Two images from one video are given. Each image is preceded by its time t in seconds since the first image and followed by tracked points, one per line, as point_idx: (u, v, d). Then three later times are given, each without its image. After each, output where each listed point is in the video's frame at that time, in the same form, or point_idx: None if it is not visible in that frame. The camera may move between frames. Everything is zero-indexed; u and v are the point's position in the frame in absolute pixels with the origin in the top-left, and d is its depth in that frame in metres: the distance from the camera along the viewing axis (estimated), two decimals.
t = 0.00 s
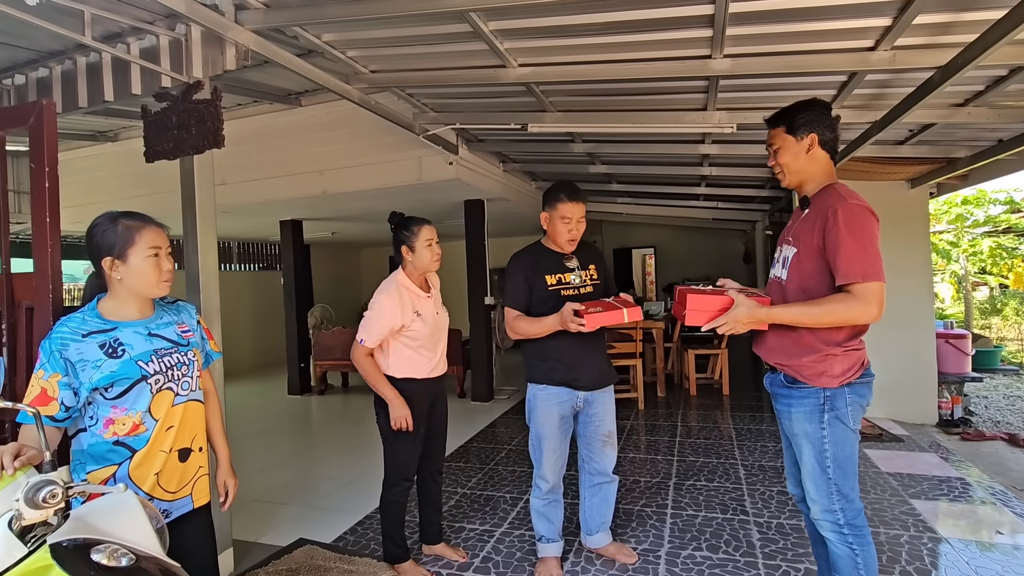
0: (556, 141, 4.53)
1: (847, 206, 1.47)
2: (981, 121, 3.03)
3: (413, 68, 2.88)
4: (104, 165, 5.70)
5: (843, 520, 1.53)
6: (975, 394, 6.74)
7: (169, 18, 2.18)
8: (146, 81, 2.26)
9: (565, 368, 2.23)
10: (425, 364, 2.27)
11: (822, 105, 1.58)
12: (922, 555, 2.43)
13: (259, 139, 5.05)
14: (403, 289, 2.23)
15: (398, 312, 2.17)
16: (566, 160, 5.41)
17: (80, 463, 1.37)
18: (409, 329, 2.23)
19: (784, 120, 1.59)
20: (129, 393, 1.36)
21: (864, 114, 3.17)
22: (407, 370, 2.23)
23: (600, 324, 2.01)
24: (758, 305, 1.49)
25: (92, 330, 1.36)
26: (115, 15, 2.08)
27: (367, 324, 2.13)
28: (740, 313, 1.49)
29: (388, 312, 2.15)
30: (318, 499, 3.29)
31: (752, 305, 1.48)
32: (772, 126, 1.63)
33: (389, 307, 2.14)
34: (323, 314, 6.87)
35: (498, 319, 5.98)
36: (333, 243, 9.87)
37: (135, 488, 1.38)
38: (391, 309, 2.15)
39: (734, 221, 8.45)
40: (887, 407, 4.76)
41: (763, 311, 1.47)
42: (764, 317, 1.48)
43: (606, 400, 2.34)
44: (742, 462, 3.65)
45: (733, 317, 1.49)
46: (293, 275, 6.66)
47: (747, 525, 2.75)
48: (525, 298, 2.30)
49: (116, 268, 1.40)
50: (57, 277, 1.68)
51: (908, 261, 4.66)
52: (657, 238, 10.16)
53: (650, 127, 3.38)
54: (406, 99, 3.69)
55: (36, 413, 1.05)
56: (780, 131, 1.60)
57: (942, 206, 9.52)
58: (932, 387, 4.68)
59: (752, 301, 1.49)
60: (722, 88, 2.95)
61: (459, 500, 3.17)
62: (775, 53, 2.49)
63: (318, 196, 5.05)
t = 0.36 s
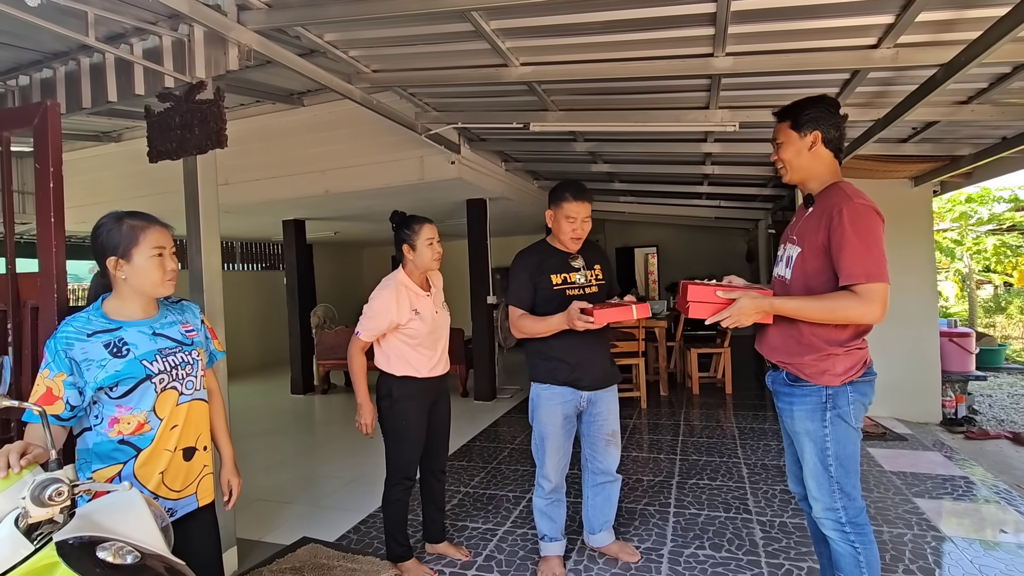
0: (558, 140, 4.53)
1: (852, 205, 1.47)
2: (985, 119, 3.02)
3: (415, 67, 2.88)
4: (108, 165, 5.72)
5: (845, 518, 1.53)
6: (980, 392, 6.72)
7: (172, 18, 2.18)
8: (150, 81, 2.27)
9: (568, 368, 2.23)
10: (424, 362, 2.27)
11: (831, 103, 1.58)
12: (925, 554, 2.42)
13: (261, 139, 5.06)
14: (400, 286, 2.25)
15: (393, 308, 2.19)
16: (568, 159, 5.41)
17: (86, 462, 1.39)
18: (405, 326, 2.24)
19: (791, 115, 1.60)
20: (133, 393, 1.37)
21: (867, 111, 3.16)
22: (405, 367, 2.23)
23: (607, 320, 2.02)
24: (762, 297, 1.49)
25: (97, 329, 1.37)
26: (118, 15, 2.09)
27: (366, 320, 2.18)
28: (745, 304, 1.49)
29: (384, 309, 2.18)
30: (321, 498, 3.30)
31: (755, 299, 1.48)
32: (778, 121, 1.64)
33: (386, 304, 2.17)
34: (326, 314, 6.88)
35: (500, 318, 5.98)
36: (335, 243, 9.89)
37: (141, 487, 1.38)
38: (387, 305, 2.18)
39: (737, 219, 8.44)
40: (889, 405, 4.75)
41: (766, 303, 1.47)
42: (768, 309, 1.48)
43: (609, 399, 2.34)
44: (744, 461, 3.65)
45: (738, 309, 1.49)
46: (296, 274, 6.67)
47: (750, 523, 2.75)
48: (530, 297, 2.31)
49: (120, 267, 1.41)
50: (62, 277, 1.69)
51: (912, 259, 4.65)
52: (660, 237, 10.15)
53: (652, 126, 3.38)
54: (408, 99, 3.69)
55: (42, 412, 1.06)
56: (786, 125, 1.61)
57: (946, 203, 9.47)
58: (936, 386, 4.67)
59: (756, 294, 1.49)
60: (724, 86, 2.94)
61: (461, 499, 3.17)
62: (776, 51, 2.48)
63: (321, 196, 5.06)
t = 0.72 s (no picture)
0: (559, 139, 4.53)
1: (851, 205, 1.47)
2: (987, 117, 3.02)
3: (417, 68, 2.89)
4: (110, 166, 5.74)
5: (847, 517, 1.53)
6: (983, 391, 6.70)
7: (174, 19, 2.19)
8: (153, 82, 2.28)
9: (572, 368, 2.24)
10: (424, 358, 2.26)
11: (833, 101, 1.58)
12: (928, 553, 2.42)
13: (263, 140, 5.07)
14: (398, 283, 2.27)
15: (389, 304, 2.22)
16: (569, 159, 5.41)
17: (90, 462, 1.39)
18: (404, 323, 2.24)
19: (792, 111, 1.61)
20: (137, 393, 1.38)
21: (868, 110, 3.16)
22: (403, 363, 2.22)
23: (610, 322, 2.00)
24: (768, 303, 1.48)
25: (101, 330, 1.38)
26: (121, 17, 2.10)
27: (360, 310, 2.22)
28: (751, 313, 1.47)
29: (381, 302, 2.22)
30: (324, 498, 3.30)
31: (761, 306, 1.47)
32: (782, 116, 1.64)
33: (381, 298, 2.21)
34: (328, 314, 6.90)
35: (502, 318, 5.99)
36: (337, 243, 9.91)
37: (145, 487, 1.39)
38: (384, 299, 2.21)
39: (739, 219, 8.43)
40: (892, 405, 4.74)
41: (773, 310, 1.46)
42: (774, 314, 1.47)
43: (613, 399, 2.34)
44: (746, 460, 3.65)
45: (745, 319, 1.47)
46: (298, 275, 6.68)
47: (752, 523, 2.75)
48: (535, 295, 2.31)
49: (125, 268, 1.42)
50: (66, 278, 1.70)
51: (914, 258, 4.64)
52: (661, 236, 10.14)
53: (654, 125, 3.38)
54: (409, 99, 3.69)
55: (47, 413, 1.07)
56: (787, 122, 1.62)
57: (948, 202, 9.42)
58: (938, 385, 4.66)
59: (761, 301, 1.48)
60: (726, 86, 2.95)
61: (463, 498, 3.18)
62: (778, 51, 2.49)
63: (323, 196, 5.07)
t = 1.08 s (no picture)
0: (559, 138, 4.53)
1: (847, 202, 1.47)
2: (987, 116, 3.02)
3: (416, 66, 2.89)
4: (110, 165, 5.74)
5: (847, 515, 1.53)
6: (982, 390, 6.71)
7: (174, 18, 2.19)
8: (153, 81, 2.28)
9: (573, 366, 2.24)
10: (423, 354, 2.27)
11: (830, 100, 1.58)
12: (927, 552, 2.43)
13: (263, 139, 5.07)
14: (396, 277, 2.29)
15: (385, 297, 2.24)
16: (569, 158, 5.41)
17: (90, 460, 1.39)
18: (401, 317, 2.26)
19: (788, 111, 1.61)
20: (137, 392, 1.38)
21: (868, 109, 3.17)
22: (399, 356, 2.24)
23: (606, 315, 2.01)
24: (767, 305, 1.48)
25: (101, 328, 1.38)
26: (121, 16, 2.10)
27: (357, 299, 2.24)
28: (750, 315, 1.47)
29: (378, 295, 2.25)
30: (324, 496, 3.31)
31: (760, 308, 1.47)
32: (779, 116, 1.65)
33: (376, 289, 2.24)
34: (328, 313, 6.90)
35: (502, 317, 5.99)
36: (337, 242, 9.91)
37: (144, 485, 1.39)
38: (382, 293, 2.24)
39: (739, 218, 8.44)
40: (891, 403, 4.75)
41: (772, 312, 1.46)
42: (774, 316, 1.47)
43: (615, 398, 2.34)
44: (745, 459, 3.65)
45: (744, 321, 1.48)
46: (297, 273, 6.68)
47: (751, 521, 2.75)
48: (539, 294, 2.32)
49: (125, 267, 1.42)
50: (66, 276, 1.70)
51: (914, 257, 4.64)
52: (661, 235, 10.14)
53: (653, 124, 3.38)
54: (409, 98, 3.70)
55: (48, 410, 1.07)
56: (783, 121, 1.62)
57: (947, 201, 9.42)
58: (938, 384, 4.67)
59: (760, 303, 1.48)
60: (725, 85, 2.95)
61: (463, 496, 3.18)
62: (777, 50, 2.49)
63: (323, 195, 5.07)
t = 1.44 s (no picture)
0: (559, 137, 4.53)
1: (846, 200, 1.47)
2: (986, 115, 3.03)
3: (416, 65, 2.88)
4: (110, 163, 5.73)
5: (846, 514, 1.54)
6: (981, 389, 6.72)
7: (174, 16, 2.19)
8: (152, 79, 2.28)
9: (575, 364, 2.25)
10: (421, 349, 2.26)
11: (829, 99, 1.59)
12: (926, 550, 2.43)
13: (262, 137, 5.06)
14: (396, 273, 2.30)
15: (385, 290, 2.26)
16: (569, 156, 5.41)
17: (91, 458, 1.40)
18: (400, 311, 2.26)
19: (789, 109, 1.61)
20: (137, 389, 1.38)
21: (868, 108, 3.17)
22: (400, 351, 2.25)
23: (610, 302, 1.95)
24: (768, 306, 1.47)
25: (101, 326, 1.38)
26: (121, 13, 2.10)
27: (359, 289, 2.24)
28: (752, 317, 1.47)
29: (378, 287, 2.26)
30: (323, 494, 3.31)
31: (761, 309, 1.47)
32: (779, 114, 1.65)
33: (376, 281, 2.25)
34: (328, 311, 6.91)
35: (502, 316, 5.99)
36: (336, 240, 9.91)
37: (145, 482, 1.39)
38: (383, 287, 2.25)
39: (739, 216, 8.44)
40: (891, 402, 4.75)
41: (773, 313, 1.46)
42: (776, 317, 1.47)
43: (619, 396, 2.34)
44: (745, 457, 3.66)
45: (746, 322, 1.47)
46: (297, 272, 6.68)
47: (750, 519, 2.76)
48: (542, 292, 2.33)
49: (125, 265, 1.42)
50: (66, 274, 1.70)
51: (914, 256, 4.65)
52: (661, 234, 10.14)
53: (653, 123, 3.38)
54: (409, 96, 3.69)
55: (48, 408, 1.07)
56: (785, 120, 1.61)
57: (947, 200, 9.43)
58: (937, 382, 4.67)
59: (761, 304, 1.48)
60: (725, 83, 2.94)
61: (463, 495, 3.18)
62: (777, 48, 2.49)
63: (322, 193, 5.07)
